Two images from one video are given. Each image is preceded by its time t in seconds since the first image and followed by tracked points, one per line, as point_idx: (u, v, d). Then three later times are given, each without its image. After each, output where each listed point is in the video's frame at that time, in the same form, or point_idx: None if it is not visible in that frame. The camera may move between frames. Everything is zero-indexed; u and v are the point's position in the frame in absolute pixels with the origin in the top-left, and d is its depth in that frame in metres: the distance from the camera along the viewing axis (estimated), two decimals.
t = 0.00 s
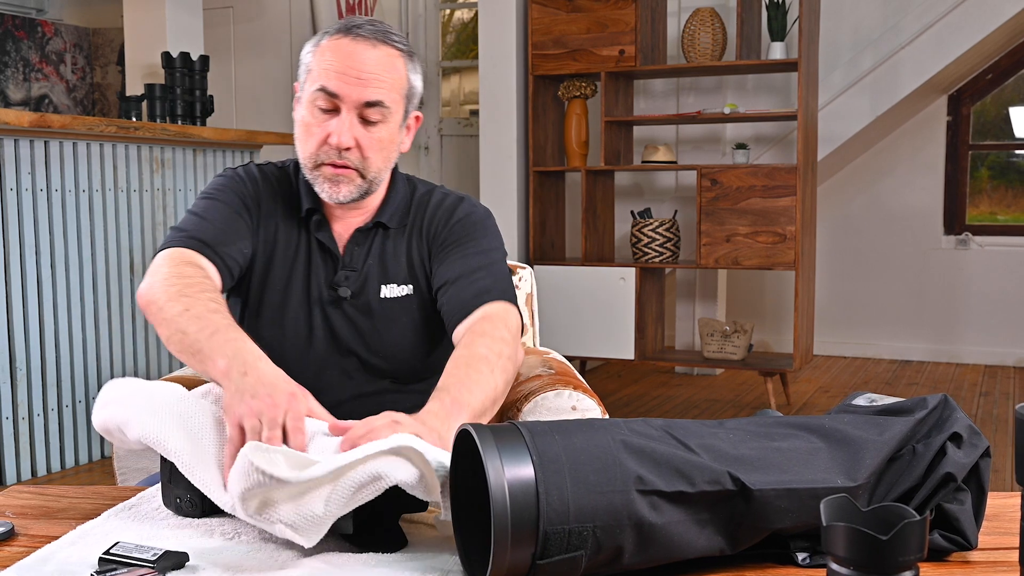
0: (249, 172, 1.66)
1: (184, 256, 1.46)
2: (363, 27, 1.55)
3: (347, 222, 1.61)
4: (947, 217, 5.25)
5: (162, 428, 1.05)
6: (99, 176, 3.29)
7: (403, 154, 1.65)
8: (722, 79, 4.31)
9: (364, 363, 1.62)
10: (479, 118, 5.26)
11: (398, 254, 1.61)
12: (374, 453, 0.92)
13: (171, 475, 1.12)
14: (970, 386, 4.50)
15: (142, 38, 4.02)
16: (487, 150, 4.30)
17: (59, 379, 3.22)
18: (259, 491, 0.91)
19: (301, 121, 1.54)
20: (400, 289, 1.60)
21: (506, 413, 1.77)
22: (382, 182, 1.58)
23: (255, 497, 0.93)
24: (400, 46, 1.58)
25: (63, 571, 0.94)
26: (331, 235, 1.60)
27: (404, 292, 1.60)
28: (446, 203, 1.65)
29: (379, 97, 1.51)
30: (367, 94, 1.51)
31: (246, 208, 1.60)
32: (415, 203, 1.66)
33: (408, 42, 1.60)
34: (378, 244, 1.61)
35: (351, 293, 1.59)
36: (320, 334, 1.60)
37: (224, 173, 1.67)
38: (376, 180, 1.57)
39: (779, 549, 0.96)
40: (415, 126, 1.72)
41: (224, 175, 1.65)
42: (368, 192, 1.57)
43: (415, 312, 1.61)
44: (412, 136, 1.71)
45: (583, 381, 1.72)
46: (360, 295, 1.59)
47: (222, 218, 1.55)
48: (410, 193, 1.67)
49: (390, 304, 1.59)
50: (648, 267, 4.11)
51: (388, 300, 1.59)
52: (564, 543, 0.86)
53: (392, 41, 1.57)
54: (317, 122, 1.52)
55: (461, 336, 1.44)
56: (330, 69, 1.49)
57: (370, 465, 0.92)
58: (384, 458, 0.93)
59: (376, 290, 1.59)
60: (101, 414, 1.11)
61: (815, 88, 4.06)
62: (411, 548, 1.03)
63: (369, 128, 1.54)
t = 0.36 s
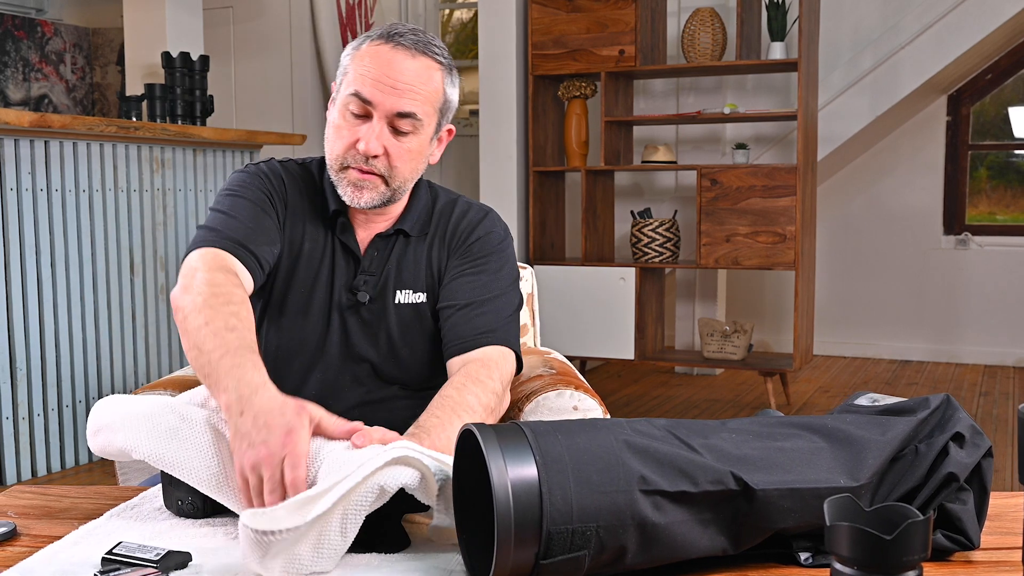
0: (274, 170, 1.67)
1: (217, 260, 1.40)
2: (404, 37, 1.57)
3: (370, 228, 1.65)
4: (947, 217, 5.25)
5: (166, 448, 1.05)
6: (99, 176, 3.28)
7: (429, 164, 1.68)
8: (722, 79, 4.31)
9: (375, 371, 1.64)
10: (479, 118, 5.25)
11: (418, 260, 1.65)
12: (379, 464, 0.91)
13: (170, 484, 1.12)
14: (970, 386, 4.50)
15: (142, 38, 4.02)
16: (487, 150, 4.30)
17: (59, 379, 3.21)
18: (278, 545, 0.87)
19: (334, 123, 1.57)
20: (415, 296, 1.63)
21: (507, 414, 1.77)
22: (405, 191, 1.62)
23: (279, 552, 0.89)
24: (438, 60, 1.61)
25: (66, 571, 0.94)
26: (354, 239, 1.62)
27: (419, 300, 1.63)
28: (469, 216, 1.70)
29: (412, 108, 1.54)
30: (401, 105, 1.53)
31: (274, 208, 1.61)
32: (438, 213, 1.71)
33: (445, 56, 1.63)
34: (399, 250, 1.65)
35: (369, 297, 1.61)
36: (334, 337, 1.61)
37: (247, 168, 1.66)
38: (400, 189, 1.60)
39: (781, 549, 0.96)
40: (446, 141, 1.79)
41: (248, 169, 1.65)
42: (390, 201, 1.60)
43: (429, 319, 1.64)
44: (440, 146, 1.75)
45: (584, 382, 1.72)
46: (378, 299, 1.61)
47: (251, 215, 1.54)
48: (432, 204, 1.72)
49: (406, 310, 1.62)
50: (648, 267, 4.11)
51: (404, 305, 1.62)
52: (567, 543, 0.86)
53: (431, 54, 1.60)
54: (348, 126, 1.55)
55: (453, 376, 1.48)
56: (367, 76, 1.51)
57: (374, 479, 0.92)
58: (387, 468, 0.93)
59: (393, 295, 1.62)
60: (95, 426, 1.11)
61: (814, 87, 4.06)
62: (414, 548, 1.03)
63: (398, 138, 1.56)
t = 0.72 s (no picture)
0: (272, 172, 1.66)
1: (196, 262, 1.40)
2: (420, 42, 1.58)
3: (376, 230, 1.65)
4: (946, 217, 5.25)
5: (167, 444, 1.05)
6: (98, 176, 3.28)
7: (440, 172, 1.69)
8: (722, 79, 4.31)
9: (382, 379, 1.64)
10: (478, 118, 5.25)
11: (426, 262, 1.65)
12: (379, 459, 0.92)
13: (174, 484, 1.12)
14: (969, 386, 4.50)
15: (142, 38, 4.02)
16: (487, 150, 4.30)
17: (59, 379, 3.21)
18: (289, 546, 0.87)
19: (347, 128, 1.57)
20: (422, 300, 1.63)
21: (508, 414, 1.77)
22: (416, 198, 1.62)
23: (296, 552, 0.88)
24: (453, 66, 1.61)
25: (69, 571, 0.94)
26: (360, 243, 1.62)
27: (426, 303, 1.63)
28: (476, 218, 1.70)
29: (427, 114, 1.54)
30: (416, 110, 1.54)
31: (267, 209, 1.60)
32: (445, 212, 1.71)
33: (460, 62, 1.64)
34: (406, 251, 1.65)
35: (377, 300, 1.61)
36: (341, 340, 1.61)
37: (249, 170, 1.66)
38: (411, 196, 1.60)
39: (784, 549, 0.96)
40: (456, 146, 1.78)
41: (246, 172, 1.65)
42: (401, 208, 1.60)
43: (436, 322, 1.64)
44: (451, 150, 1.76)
45: (586, 381, 1.72)
46: (385, 302, 1.62)
47: (241, 218, 1.53)
48: (438, 203, 1.72)
49: (412, 313, 1.63)
50: (648, 267, 4.11)
51: (411, 308, 1.62)
52: (570, 543, 0.86)
53: (446, 60, 1.60)
54: (362, 131, 1.55)
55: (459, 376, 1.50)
56: (383, 81, 1.52)
57: (376, 474, 0.92)
58: (388, 463, 0.93)
59: (400, 298, 1.62)
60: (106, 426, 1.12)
61: (815, 87, 4.07)
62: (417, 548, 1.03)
63: (412, 144, 1.57)
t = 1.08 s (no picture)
0: (268, 175, 1.64)
1: (204, 282, 1.38)
2: (426, 34, 1.59)
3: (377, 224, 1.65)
4: (946, 217, 5.26)
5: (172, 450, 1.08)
6: (98, 176, 3.28)
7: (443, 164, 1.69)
8: (722, 79, 4.31)
9: (384, 374, 1.65)
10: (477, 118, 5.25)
11: (427, 255, 1.66)
12: (382, 444, 0.92)
13: (174, 485, 1.12)
14: (968, 386, 4.50)
15: (142, 38, 4.02)
16: (486, 149, 4.30)
17: (59, 379, 3.21)
18: (315, 541, 0.90)
19: (353, 117, 1.58)
20: (423, 293, 1.64)
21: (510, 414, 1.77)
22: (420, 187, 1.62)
23: (321, 548, 0.90)
24: (459, 59, 1.63)
25: (74, 571, 0.94)
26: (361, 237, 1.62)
27: (426, 297, 1.64)
28: (476, 211, 1.71)
29: (433, 102, 1.55)
30: (423, 98, 1.55)
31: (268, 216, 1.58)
32: (446, 205, 1.72)
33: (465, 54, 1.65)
34: (406, 244, 1.66)
35: (378, 293, 1.62)
36: (342, 335, 1.61)
37: (246, 175, 1.63)
38: (415, 184, 1.60)
39: (787, 549, 0.96)
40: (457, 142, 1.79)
41: (240, 177, 1.62)
42: (404, 196, 1.60)
43: (435, 314, 1.66)
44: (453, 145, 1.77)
45: (587, 381, 1.72)
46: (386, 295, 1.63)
47: (245, 228, 1.51)
48: (438, 196, 1.73)
49: (413, 307, 1.64)
50: (648, 267, 4.12)
51: (412, 302, 1.64)
52: (574, 542, 0.86)
53: (451, 52, 1.62)
54: (368, 119, 1.56)
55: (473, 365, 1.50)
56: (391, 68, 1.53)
57: (383, 458, 0.93)
58: (391, 446, 0.93)
59: (401, 291, 1.64)
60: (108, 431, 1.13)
61: (814, 87, 4.08)
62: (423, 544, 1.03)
63: (418, 132, 1.57)
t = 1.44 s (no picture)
0: (253, 182, 1.68)
1: (181, 304, 1.46)
2: (403, 27, 1.61)
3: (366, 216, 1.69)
4: (945, 217, 5.26)
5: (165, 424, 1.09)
6: (98, 176, 3.28)
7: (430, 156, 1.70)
8: (722, 79, 4.31)
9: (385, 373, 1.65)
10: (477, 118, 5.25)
11: (419, 252, 1.67)
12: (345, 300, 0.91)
13: (170, 477, 1.12)
14: (968, 386, 4.51)
15: (142, 38, 4.02)
16: (487, 149, 4.30)
17: (59, 379, 3.21)
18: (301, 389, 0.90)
19: (334, 113, 1.59)
20: (414, 288, 1.65)
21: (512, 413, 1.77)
22: (407, 179, 1.63)
23: (288, 391, 0.90)
24: (438, 50, 1.65)
25: (77, 571, 0.94)
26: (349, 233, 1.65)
27: (418, 292, 1.64)
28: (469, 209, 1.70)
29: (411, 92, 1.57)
30: (401, 88, 1.56)
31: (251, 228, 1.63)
32: (438, 202, 1.72)
33: (445, 46, 1.67)
34: (397, 240, 1.67)
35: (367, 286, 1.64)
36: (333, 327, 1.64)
37: (229, 186, 1.67)
38: (401, 175, 1.61)
39: (790, 549, 0.96)
40: (445, 133, 1.80)
41: (224, 189, 1.67)
42: (391, 187, 1.61)
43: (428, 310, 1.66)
44: (441, 138, 1.78)
45: (588, 381, 1.72)
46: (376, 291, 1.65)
47: (226, 248, 1.57)
48: (432, 194, 1.73)
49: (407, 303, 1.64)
50: (648, 267, 4.12)
51: (404, 296, 1.63)
52: (578, 542, 0.86)
53: (430, 44, 1.63)
54: (349, 113, 1.57)
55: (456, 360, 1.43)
56: (368, 61, 1.54)
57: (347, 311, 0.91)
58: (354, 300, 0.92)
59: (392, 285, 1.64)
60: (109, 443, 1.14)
61: (814, 86, 4.08)
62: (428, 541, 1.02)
63: (399, 123, 1.59)
